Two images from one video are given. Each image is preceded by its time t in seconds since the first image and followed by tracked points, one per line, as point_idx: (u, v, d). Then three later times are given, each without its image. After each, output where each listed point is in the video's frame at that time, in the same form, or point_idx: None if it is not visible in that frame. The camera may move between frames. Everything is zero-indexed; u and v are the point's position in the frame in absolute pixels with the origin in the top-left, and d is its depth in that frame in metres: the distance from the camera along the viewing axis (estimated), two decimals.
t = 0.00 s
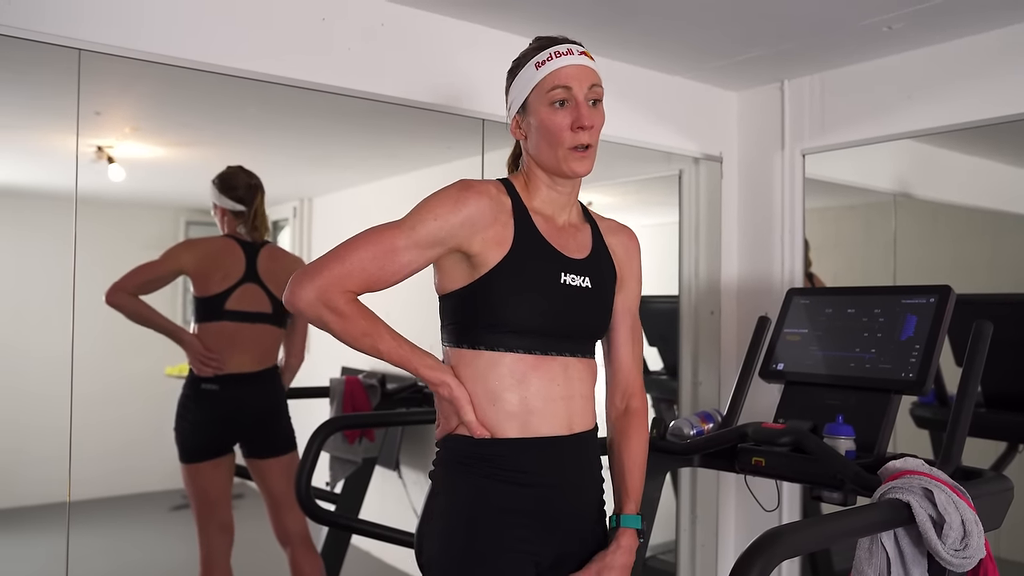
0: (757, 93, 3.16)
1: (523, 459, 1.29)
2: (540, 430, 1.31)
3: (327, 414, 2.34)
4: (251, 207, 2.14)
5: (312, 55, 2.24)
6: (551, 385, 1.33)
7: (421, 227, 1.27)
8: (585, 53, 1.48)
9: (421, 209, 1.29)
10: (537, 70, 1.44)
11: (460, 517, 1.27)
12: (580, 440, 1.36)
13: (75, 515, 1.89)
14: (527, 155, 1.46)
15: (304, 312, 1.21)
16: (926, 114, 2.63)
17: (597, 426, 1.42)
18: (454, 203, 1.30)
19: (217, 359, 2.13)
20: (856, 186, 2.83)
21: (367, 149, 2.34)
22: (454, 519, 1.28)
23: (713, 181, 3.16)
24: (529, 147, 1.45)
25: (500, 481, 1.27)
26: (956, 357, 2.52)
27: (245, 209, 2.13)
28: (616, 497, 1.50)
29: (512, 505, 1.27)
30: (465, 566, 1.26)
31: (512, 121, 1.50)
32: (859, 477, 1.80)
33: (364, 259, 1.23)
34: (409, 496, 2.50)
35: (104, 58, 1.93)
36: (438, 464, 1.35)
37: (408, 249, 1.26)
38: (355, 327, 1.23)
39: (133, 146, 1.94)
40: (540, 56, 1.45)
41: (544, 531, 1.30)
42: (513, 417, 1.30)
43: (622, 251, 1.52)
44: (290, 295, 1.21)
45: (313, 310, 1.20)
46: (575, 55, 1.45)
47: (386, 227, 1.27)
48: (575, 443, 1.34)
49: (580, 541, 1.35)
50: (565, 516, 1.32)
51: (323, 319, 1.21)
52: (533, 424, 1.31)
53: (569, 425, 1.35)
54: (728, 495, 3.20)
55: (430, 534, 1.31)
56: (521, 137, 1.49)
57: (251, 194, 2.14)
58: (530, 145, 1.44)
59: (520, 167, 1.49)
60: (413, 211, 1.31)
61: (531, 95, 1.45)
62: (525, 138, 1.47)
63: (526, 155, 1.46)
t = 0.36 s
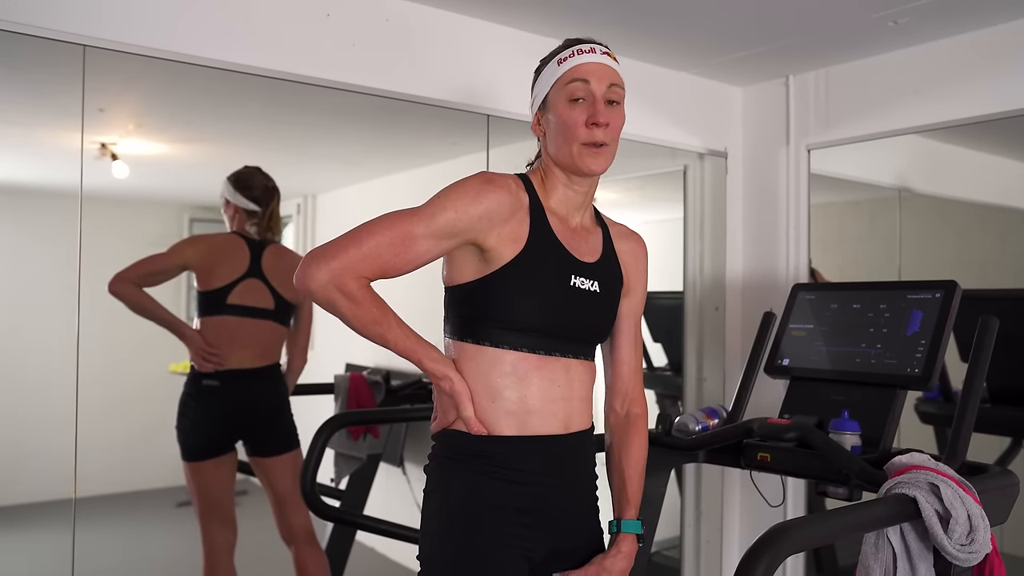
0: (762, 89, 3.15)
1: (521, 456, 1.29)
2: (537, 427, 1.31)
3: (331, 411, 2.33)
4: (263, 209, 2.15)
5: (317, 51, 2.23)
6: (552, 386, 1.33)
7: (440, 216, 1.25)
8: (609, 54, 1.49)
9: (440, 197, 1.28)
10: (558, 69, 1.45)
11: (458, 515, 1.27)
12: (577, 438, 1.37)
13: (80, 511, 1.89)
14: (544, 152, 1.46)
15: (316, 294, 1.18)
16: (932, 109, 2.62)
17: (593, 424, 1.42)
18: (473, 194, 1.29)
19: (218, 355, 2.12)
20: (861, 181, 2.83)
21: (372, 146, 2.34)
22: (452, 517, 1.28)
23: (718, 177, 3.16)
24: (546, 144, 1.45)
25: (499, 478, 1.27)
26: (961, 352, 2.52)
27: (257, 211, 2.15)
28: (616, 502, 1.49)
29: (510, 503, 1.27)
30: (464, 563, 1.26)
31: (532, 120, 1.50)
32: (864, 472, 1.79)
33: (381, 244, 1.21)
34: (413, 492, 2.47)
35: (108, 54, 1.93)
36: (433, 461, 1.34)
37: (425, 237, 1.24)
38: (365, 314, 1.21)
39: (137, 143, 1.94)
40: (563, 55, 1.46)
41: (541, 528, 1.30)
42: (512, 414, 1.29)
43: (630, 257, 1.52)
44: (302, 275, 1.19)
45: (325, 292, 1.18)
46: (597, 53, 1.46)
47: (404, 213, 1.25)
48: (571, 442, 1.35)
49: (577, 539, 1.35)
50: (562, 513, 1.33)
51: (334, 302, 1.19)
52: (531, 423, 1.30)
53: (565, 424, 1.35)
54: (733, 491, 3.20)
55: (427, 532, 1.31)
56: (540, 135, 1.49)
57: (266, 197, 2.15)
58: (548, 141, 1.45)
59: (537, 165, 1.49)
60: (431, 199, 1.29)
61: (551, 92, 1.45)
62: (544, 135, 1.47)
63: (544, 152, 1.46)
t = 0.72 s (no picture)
0: (756, 87, 3.16)
1: (514, 451, 1.29)
2: (530, 423, 1.31)
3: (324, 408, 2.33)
4: (260, 204, 2.15)
5: (310, 47, 2.22)
6: (544, 382, 1.33)
7: (430, 214, 1.25)
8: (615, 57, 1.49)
9: (431, 196, 1.28)
10: (565, 68, 1.44)
11: (453, 513, 1.27)
12: (571, 433, 1.37)
13: (72, 510, 1.88)
14: (542, 149, 1.45)
15: (307, 293, 1.18)
16: (924, 108, 2.63)
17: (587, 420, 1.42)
18: (464, 192, 1.28)
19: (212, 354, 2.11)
20: (854, 180, 2.84)
21: (365, 143, 2.33)
22: (447, 514, 1.28)
23: (712, 175, 3.16)
24: (546, 142, 1.44)
25: (492, 473, 1.27)
26: (953, 349, 2.53)
27: (253, 206, 2.14)
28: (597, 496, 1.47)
29: (504, 498, 1.28)
30: (460, 560, 1.26)
31: (532, 115, 1.49)
32: (857, 468, 1.80)
33: (371, 243, 1.21)
34: (406, 490, 2.48)
35: (99, 50, 1.91)
36: (428, 459, 1.34)
37: (416, 235, 1.24)
38: (356, 312, 1.21)
39: (128, 140, 1.93)
40: (570, 54, 1.45)
41: (535, 522, 1.31)
42: (504, 410, 1.29)
43: (622, 254, 1.52)
44: (292, 274, 1.19)
45: (317, 291, 1.18)
46: (606, 56, 1.46)
47: (394, 212, 1.25)
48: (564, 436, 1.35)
49: (570, 532, 1.36)
50: (556, 505, 1.33)
51: (325, 301, 1.19)
52: (524, 419, 1.30)
53: (559, 418, 1.35)
54: (726, 488, 3.21)
55: (422, 531, 1.31)
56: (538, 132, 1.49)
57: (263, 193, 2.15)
58: (547, 139, 1.44)
59: (533, 161, 1.48)
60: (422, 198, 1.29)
61: (556, 90, 1.45)
62: (544, 133, 1.46)
63: (542, 149, 1.45)
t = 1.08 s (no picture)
0: (753, 83, 3.16)
1: (520, 447, 1.30)
2: (537, 419, 1.31)
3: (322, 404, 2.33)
4: (244, 201, 2.14)
5: (307, 42, 2.21)
6: (547, 377, 1.33)
7: (436, 212, 1.24)
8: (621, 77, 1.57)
9: (435, 193, 1.26)
10: (635, 86, 1.46)
11: (458, 507, 1.28)
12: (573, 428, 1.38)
13: (70, 506, 1.88)
14: (586, 150, 1.43)
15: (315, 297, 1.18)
16: (921, 104, 2.63)
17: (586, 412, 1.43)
18: (468, 189, 1.27)
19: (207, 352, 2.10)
20: (852, 177, 2.84)
21: (363, 139, 2.33)
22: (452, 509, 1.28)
23: (709, 172, 3.16)
24: (597, 146, 1.43)
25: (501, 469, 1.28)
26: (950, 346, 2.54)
27: (232, 203, 2.12)
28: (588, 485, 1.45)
29: (511, 492, 1.29)
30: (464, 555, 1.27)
31: (586, 103, 1.41)
32: (853, 465, 1.80)
33: (379, 242, 1.20)
34: (404, 487, 2.48)
35: (96, 46, 1.90)
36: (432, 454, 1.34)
37: (422, 234, 1.23)
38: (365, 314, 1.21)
39: (126, 136, 1.92)
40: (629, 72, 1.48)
41: (546, 515, 1.33)
42: (510, 407, 1.30)
43: (614, 247, 1.51)
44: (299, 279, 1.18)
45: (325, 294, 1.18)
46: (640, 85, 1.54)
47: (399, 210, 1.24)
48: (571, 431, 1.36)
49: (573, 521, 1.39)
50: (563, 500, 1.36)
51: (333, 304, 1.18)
52: (532, 415, 1.31)
53: (564, 411, 1.37)
54: (723, 484, 3.22)
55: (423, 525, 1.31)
56: (581, 123, 1.43)
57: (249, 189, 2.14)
58: (602, 146, 1.43)
59: (563, 150, 1.42)
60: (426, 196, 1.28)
61: (624, 100, 1.44)
62: (595, 133, 1.43)
63: (585, 150, 1.43)
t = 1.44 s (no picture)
0: (706, 74, 3.21)
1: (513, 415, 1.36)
2: (528, 389, 1.38)
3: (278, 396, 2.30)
4: (215, 176, 2.11)
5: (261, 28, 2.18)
6: (536, 347, 1.40)
7: (407, 249, 1.30)
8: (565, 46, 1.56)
9: (394, 228, 1.32)
10: (551, 64, 1.41)
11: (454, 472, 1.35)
12: (567, 398, 1.44)
13: (19, 502, 1.84)
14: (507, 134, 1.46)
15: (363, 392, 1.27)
16: (868, 97, 2.71)
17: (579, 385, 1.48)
18: (425, 208, 1.32)
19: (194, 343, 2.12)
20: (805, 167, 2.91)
21: (319, 128, 2.30)
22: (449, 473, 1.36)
23: (663, 162, 3.21)
24: (512, 130, 1.45)
25: (497, 435, 1.35)
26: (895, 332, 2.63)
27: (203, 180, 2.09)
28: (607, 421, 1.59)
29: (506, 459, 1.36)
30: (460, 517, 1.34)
31: (499, 89, 1.46)
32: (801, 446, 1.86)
33: (378, 296, 1.29)
34: (362, 477, 2.48)
35: (40, 29, 1.84)
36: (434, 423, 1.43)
37: (404, 268, 1.30)
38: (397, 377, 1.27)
39: (74, 123, 1.88)
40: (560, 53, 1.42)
41: (549, 485, 1.40)
42: (502, 380, 1.37)
43: (586, 208, 1.59)
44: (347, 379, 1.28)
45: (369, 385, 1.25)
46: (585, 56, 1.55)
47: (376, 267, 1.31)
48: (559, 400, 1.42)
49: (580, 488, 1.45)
50: (567, 468, 1.42)
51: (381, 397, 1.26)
52: (521, 384, 1.38)
53: (553, 383, 1.42)
54: (677, 468, 3.29)
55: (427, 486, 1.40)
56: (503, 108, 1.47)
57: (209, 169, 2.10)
58: (517, 129, 1.44)
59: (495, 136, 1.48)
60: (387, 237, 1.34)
61: (532, 81, 1.41)
62: (508, 118, 1.45)
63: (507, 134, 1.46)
